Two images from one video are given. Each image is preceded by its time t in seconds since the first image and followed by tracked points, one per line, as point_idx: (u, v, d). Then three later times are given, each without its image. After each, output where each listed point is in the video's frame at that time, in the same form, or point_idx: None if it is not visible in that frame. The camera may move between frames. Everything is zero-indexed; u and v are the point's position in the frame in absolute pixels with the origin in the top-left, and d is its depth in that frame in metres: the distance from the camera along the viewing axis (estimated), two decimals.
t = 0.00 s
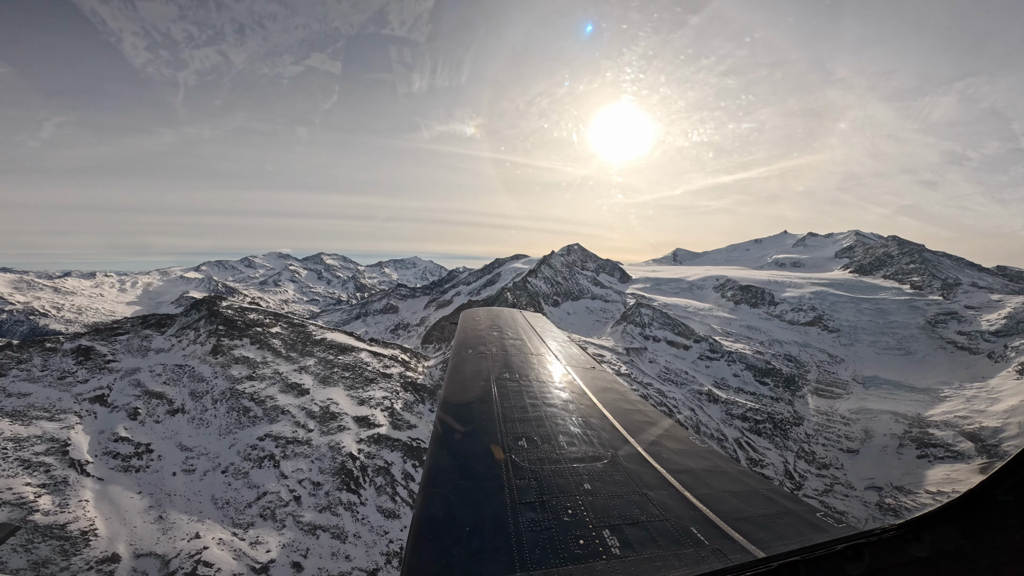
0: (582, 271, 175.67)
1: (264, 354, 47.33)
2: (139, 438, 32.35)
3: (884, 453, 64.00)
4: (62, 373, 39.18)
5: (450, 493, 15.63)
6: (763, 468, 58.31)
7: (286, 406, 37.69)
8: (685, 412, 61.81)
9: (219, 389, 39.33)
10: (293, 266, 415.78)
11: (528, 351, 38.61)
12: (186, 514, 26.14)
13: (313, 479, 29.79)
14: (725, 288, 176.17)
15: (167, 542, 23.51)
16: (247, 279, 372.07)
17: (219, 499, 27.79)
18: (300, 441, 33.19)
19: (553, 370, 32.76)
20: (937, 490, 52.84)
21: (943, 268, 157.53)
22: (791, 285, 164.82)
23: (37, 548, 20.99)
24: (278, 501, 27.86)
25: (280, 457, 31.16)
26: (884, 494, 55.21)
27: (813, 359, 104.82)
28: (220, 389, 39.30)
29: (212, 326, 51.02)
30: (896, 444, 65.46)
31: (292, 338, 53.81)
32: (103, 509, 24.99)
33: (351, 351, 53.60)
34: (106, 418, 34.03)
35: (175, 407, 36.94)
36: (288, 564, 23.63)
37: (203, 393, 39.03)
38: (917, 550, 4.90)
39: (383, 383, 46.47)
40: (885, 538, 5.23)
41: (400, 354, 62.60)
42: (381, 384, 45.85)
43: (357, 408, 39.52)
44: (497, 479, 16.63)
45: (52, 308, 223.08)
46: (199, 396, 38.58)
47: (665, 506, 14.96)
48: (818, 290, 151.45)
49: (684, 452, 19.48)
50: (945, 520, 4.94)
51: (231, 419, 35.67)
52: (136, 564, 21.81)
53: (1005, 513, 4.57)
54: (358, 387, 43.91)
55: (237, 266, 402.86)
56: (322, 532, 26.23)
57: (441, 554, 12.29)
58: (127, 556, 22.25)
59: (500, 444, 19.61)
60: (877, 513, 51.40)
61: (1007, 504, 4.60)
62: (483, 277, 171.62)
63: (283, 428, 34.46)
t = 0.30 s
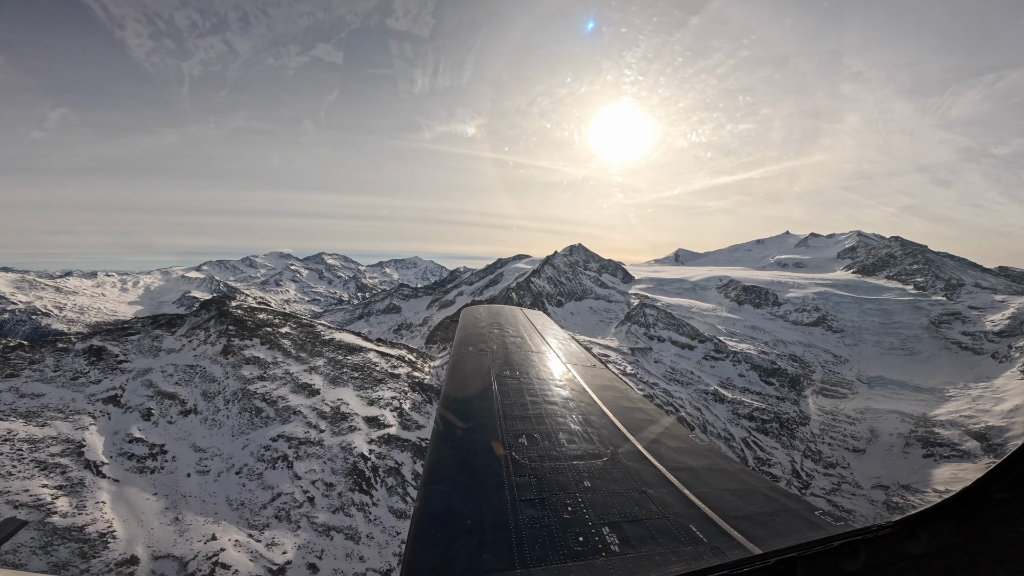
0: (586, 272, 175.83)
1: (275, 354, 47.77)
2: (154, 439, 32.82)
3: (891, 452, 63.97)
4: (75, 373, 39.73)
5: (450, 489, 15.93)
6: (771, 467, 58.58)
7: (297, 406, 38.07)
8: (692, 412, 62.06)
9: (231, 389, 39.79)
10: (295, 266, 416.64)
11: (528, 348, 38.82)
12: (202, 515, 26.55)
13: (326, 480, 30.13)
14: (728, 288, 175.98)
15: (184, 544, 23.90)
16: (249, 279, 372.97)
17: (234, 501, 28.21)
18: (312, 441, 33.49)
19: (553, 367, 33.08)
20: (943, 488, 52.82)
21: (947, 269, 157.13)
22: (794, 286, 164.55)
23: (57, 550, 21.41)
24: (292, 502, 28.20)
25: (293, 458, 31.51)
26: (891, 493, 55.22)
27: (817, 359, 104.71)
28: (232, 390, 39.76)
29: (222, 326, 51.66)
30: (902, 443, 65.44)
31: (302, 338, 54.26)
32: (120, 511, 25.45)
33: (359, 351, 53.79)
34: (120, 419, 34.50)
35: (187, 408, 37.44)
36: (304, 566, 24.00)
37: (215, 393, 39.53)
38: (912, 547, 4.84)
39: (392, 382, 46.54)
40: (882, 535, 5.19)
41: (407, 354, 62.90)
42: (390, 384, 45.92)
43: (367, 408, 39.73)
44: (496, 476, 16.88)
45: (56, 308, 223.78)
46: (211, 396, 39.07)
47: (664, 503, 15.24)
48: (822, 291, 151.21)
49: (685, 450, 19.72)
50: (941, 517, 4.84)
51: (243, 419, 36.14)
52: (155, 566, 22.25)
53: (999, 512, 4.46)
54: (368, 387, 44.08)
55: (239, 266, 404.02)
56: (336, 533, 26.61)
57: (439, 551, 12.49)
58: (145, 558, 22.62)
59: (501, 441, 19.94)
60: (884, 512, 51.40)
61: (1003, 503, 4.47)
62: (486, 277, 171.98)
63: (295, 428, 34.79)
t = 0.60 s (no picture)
0: (589, 272, 175.78)
1: (285, 355, 48.21)
2: (168, 440, 33.30)
3: (897, 452, 63.97)
4: (88, 374, 40.30)
5: (450, 487, 16.24)
6: (778, 467, 58.74)
7: (308, 406, 38.48)
8: (699, 412, 62.20)
9: (242, 390, 40.27)
10: (297, 266, 417.63)
11: (529, 347, 38.99)
12: (218, 516, 27.00)
13: (339, 481, 30.51)
14: (732, 288, 175.65)
15: (202, 545, 24.33)
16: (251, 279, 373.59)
17: (249, 502, 28.65)
18: (324, 442, 33.86)
19: (554, 366, 33.37)
20: (951, 487, 52.74)
21: (951, 269, 156.74)
22: (798, 286, 164.12)
23: (77, 552, 21.82)
24: (307, 503, 28.61)
25: (306, 458, 31.89)
26: (898, 492, 55.25)
27: (821, 359, 104.52)
28: (244, 390, 40.22)
29: (233, 326, 52.21)
30: (908, 442, 65.47)
31: (311, 338, 54.71)
32: (137, 512, 25.91)
33: (368, 351, 54.01)
34: (134, 420, 35.03)
35: (200, 408, 37.93)
36: (320, 567, 24.41)
37: (227, 393, 40.00)
38: (910, 545, 4.89)
39: (401, 382, 46.75)
40: (881, 532, 5.27)
41: (414, 354, 63.12)
42: (399, 384, 46.16)
43: (376, 408, 40.01)
44: (496, 475, 17.14)
45: (58, 308, 224.18)
46: (224, 397, 39.56)
47: (664, 502, 15.51)
48: (825, 291, 150.87)
49: (686, 449, 19.95)
50: (939, 517, 4.91)
51: (256, 420, 36.61)
52: (173, 567, 22.68)
53: (998, 510, 4.51)
54: (377, 387, 44.33)
55: (241, 266, 404.84)
56: (350, 534, 27.01)
57: (439, 551, 12.66)
58: (164, 560, 23.04)
59: (502, 439, 20.25)
60: (891, 510, 51.45)
61: (1002, 500, 4.54)
62: (488, 277, 172.25)
63: (308, 429, 35.16)
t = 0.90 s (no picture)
0: (592, 272, 175.83)
1: (296, 354, 48.71)
2: (183, 441, 33.83)
3: (903, 451, 64.00)
4: (102, 374, 40.88)
5: (449, 487, 16.59)
6: (787, 466, 58.87)
7: (320, 406, 38.92)
8: (706, 412, 62.39)
9: (255, 390, 40.77)
10: (299, 266, 418.23)
11: (529, 348, 39.35)
12: (234, 518, 27.44)
13: (352, 481, 30.92)
14: (736, 288, 175.27)
15: (219, 547, 24.74)
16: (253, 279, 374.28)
17: (265, 502, 29.08)
18: (336, 442, 34.27)
19: (553, 367, 33.76)
20: (959, 485, 52.59)
21: (955, 270, 156.36)
22: (802, 287, 163.79)
23: (97, 554, 22.23)
24: (321, 503, 29.02)
25: (319, 459, 32.32)
26: (906, 490, 55.35)
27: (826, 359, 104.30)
28: (256, 390, 40.71)
29: (243, 326, 52.81)
30: (914, 442, 65.50)
31: (321, 338, 55.21)
32: (155, 514, 26.36)
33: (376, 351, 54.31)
34: (148, 420, 35.57)
35: (214, 408, 38.44)
36: (336, 567, 24.79)
37: (239, 394, 40.52)
38: (915, 545, 5.12)
39: (410, 382, 47.03)
40: (886, 533, 5.51)
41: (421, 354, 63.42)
42: (408, 384, 46.47)
43: (387, 408, 40.32)
44: (497, 476, 17.49)
45: (60, 308, 224.50)
46: (236, 397, 40.07)
47: (664, 504, 15.79)
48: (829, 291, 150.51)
49: (687, 451, 20.19)
50: (942, 517, 5.17)
51: (269, 420, 37.08)
52: (192, 568, 23.11)
53: (1002, 508, 4.81)
54: (386, 387, 44.66)
55: (242, 266, 405.59)
56: (364, 535, 27.43)
57: (438, 551, 12.91)
58: (183, 561, 23.47)
59: (502, 440, 20.60)
60: (899, 509, 51.43)
61: (1004, 500, 4.86)
62: (490, 277, 172.50)
63: (320, 429, 35.57)
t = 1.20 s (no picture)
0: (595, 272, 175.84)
1: (306, 354, 49.26)
2: (197, 441, 34.39)
3: (909, 450, 64.00)
4: (116, 374, 41.48)
5: (449, 489, 16.95)
6: (794, 464, 59.08)
7: (331, 406, 39.40)
8: (713, 411, 62.63)
9: (267, 390, 41.34)
10: (301, 266, 419.54)
11: (529, 350, 39.69)
12: (251, 519, 27.94)
13: (365, 481, 31.39)
14: (740, 288, 174.81)
15: (236, 548, 25.22)
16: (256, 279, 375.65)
17: (280, 503, 29.55)
18: (348, 442, 34.74)
19: (553, 369, 34.00)
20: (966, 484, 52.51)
21: (959, 271, 155.88)
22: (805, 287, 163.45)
23: (118, 556, 22.74)
24: (335, 504, 29.47)
25: (332, 459, 32.81)
26: (913, 489, 55.41)
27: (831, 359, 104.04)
28: (269, 391, 41.26)
29: (254, 325, 53.45)
30: (921, 441, 65.49)
31: (330, 338, 55.74)
32: (172, 514, 26.89)
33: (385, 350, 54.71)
34: (163, 420, 36.15)
35: (227, 409, 39.01)
36: (351, 568, 25.24)
37: (252, 394, 41.07)
38: (919, 546, 4.98)
39: (418, 382, 47.42)
40: (890, 533, 5.32)
41: (428, 354, 63.78)
42: (416, 384, 46.87)
43: (396, 408, 40.75)
44: (497, 477, 17.87)
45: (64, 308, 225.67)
46: (249, 397, 40.65)
47: (664, 505, 16.10)
48: (833, 292, 150.14)
49: (687, 453, 20.49)
50: (945, 518, 5.05)
51: (282, 420, 37.61)
52: (211, 569, 23.64)
53: (1006, 509, 4.70)
54: (395, 387, 45.05)
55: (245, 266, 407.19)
56: (377, 535, 27.88)
57: (439, 553, 13.25)
58: (201, 563, 23.95)
59: (502, 442, 20.97)
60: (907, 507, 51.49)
61: (1009, 501, 4.73)
62: (493, 277, 172.66)
63: (332, 429, 36.02)
